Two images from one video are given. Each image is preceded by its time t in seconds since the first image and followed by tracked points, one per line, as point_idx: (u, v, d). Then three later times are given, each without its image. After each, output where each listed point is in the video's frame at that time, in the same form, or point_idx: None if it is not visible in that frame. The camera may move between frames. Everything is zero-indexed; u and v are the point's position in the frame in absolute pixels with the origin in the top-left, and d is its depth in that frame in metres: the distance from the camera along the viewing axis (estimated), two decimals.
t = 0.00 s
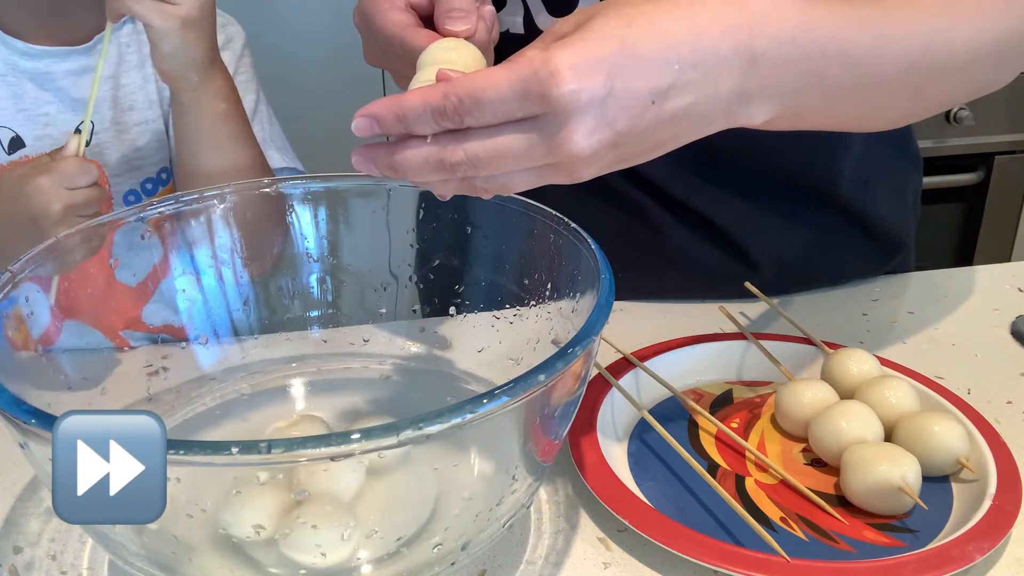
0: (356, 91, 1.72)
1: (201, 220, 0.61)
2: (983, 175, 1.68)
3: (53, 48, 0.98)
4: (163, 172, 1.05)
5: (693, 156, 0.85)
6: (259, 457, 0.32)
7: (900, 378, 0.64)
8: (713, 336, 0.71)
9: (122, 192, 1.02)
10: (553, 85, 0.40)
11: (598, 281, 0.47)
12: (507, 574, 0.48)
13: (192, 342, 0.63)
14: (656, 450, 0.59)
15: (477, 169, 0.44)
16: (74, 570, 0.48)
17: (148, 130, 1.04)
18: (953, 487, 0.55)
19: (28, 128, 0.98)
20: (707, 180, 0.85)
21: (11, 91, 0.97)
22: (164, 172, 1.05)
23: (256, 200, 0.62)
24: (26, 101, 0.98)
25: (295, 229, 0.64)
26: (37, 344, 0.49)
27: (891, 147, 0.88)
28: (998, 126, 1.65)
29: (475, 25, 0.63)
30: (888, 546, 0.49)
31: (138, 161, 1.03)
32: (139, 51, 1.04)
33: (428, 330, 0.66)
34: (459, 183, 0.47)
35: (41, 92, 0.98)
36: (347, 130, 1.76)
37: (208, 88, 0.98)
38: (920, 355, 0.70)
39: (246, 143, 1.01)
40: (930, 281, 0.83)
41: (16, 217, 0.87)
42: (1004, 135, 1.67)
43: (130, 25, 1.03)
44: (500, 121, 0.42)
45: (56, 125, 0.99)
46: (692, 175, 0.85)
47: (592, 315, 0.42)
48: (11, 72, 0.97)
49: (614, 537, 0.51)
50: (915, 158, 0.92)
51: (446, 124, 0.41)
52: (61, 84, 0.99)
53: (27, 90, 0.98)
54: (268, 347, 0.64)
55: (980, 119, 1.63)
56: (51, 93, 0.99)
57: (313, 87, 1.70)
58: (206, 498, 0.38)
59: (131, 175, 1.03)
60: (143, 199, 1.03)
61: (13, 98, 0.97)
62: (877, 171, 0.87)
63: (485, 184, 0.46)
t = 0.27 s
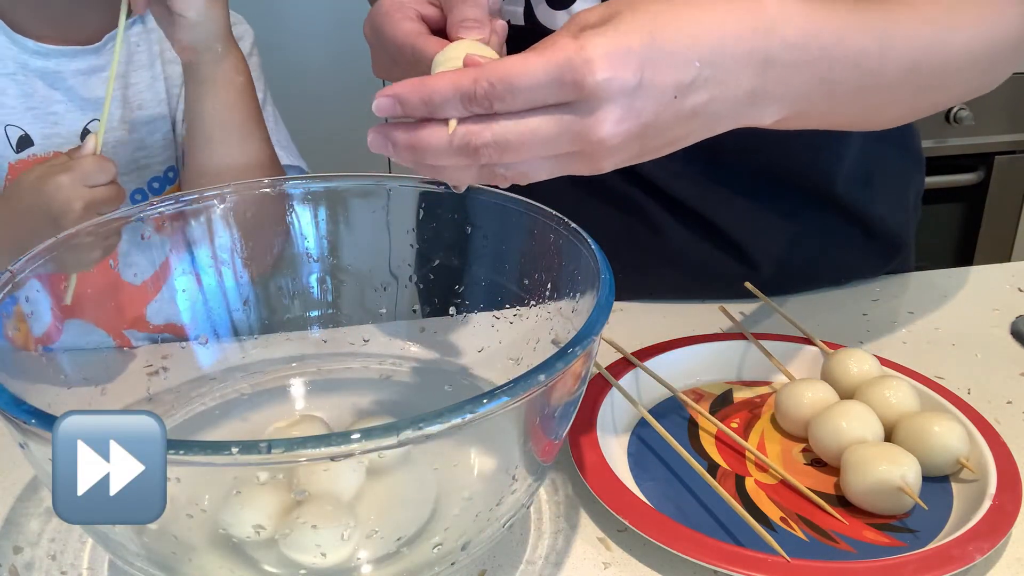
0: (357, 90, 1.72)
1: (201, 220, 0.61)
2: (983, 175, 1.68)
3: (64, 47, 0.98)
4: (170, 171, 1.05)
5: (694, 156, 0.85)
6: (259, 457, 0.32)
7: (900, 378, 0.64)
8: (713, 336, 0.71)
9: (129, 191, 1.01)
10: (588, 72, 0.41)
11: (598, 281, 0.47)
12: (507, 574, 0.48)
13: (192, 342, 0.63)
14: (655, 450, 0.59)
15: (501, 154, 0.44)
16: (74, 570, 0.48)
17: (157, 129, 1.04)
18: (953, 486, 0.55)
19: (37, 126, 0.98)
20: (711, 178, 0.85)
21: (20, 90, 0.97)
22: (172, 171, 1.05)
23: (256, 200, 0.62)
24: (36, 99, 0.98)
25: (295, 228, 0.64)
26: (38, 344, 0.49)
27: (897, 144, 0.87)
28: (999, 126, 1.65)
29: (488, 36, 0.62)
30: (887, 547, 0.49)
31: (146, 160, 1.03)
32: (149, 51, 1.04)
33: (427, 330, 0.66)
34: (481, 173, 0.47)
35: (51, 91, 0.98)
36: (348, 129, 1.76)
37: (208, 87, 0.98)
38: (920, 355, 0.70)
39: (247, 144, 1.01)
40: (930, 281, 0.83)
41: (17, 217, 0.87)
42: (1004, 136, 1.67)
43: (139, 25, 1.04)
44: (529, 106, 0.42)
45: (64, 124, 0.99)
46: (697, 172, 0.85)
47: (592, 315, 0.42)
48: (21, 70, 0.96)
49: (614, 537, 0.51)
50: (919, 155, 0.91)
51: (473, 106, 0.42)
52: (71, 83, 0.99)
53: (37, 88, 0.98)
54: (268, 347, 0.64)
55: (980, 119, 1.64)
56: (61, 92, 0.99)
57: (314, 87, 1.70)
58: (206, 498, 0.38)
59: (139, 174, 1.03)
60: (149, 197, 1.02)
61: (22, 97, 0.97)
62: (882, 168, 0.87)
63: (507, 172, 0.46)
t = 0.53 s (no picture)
0: (357, 90, 1.72)
1: (201, 220, 0.61)
2: (983, 174, 1.68)
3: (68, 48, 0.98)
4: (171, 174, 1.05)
5: (695, 155, 0.85)
6: (258, 457, 0.32)
7: (901, 378, 0.64)
8: (713, 336, 0.71)
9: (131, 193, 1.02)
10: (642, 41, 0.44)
11: (598, 281, 0.47)
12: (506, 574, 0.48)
13: (192, 342, 0.62)
14: (655, 450, 0.59)
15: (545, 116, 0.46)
16: (74, 570, 0.48)
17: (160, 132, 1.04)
18: (953, 486, 0.55)
19: (42, 127, 0.99)
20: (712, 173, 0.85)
21: (24, 90, 0.98)
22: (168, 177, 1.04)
23: (256, 200, 0.62)
24: (40, 100, 0.98)
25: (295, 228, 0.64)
26: (38, 344, 0.49)
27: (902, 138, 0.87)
28: (999, 125, 1.65)
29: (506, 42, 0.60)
30: (888, 547, 0.49)
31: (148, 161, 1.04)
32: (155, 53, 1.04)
33: (427, 330, 0.66)
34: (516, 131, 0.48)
35: (55, 92, 0.99)
36: (347, 129, 1.76)
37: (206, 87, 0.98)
38: (920, 355, 0.70)
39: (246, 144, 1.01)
40: (930, 281, 0.83)
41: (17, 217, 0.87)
42: (1004, 136, 1.67)
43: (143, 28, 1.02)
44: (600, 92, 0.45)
45: (69, 125, 0.99)
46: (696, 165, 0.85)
47: (592, 314, 0.42)
48: (25, 71, 0.97)
49: (614, 537, 0.51)
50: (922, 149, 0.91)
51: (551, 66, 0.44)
52: (74, 84, 0.99)
53: (41, 89, 0.98)
54: (268, 346, 0.64)
55: (980, 119, 1.64)
56: (65, 93, 0.99)
57: (313, 86, 1.70)
58: (206, 497, 0.38)
59: (141, 176, 1.03)
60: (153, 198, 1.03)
61: (26, 97, 0.98)
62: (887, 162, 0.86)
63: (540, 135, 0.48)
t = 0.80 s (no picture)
0: (357, 90, 1.72)
1: (201, 220, 0.61)
2: (983, 174, 1.68)
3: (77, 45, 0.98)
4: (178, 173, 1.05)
5: (697, 152, 0.85)
6: (259, 457, 0.32)
7: (900, 378, 0.64)
8: (713, 336, 0.71)
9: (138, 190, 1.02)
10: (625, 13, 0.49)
11: (598, 281, 0.47)
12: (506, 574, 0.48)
13: (192, 342, 0.62)
14: (656, 450, 0.59)
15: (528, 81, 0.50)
16: (74, 570, 0.48)
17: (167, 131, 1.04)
18: (953, 487, 0.55)
19: (50, 125, 0.98)
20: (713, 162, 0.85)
21: (33, 87, 0.97)
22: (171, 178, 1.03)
23: (256, 200, 0.62)
24: (48, 97, 0.98)
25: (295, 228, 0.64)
26: (38, 343, 0.49)
27: (903, 128, 0.87)
28: (999, 125, 1.65)
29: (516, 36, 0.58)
30: (887, 547, 0.49)
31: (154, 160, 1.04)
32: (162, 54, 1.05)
33: (428, 331, 0.66)
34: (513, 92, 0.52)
35: (63, 89, 0.99)
36: (347, 129, 1.76)
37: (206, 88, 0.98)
38: (920, 355, 0.70)
39: (246, 144, 1.01)
40: (930, 280, 0.83)
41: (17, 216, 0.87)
42: (1005, 135, 1.67)
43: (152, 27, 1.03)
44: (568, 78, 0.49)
45: (78, 123, 0.99)
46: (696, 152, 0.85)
47: (592, 314, 0.42)
48: (35, 68, 0.97)
49: (614, 538, 0.51)
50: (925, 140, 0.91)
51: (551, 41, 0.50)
52: (83, 82, 0.99)
53: (49, 86, 0.98)
54: (268, 346, 0.64)
55: (980, 118, 1.64)
56: (73, 91, 0.99)
57: (313, 86, 1.70)
58: (206, 497, 0.38)
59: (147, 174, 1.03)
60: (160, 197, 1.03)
61: (35, 94, 0.97)
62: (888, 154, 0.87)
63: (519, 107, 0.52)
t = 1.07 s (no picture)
0: (356, 90, 1.72)
1: (201, 220, 0.61)
2: (983, 174, 1.68)
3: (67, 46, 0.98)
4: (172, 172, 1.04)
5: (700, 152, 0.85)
6: (258, 457, 0.32)
7: (900, 378, 0.64)
8: (713, 335, 0.71)
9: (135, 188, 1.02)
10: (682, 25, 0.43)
11: (598, 280, 0.47)
12: (506, 574, 0.48)
13: (192, 342, 0.62)
14: (655, 450, 0.59)
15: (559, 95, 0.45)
16: (74, 570, 0.48)
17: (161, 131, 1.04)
18: (953, 486, 0.55)
19: (42, 126, 0.98)
20: (712, 155, 0.85)
21: (25, 89, 0.97)
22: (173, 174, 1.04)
23: (256, 200, 0.62)
24: (39, 99, 0.98)
25: (296, 228, 0.64)
26: (39, 344, 0.49)
27: (906, 122, 0.87)
28: (998, 125, 1.65)
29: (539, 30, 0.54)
30: (887, 547, 0.49)
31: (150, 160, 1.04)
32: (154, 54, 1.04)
33: (428, 331, 0.66)
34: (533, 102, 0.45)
35: (54, 91, 0.98)
36: (346, 129, 1.75)
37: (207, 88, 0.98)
38: (919, 355, 0.70)
39: (247, 144, 1.01)
40: (930, 280, 0.83)
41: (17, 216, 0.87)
42: (1005, 136, 1.67)
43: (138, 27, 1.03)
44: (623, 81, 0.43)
45: (69, 125, 0.99)
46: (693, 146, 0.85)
47: (592, 314, 0.42)
48: (24, 70, 0.97)
49: (614, 537, 0.51)
50: (929, 141, 0.91)
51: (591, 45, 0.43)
52: (74, 83, 0.99)
53: (41, 88, 0.98)
54: (268, 347, 0.64)
55: (980, 119, 1.64)
56: (64, 92, 0.99)
57: (312, 87, 1.70)
58: (206, 498, 0.38)
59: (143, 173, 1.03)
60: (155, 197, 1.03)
61: (27, 96, 0.98)
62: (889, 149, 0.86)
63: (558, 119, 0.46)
